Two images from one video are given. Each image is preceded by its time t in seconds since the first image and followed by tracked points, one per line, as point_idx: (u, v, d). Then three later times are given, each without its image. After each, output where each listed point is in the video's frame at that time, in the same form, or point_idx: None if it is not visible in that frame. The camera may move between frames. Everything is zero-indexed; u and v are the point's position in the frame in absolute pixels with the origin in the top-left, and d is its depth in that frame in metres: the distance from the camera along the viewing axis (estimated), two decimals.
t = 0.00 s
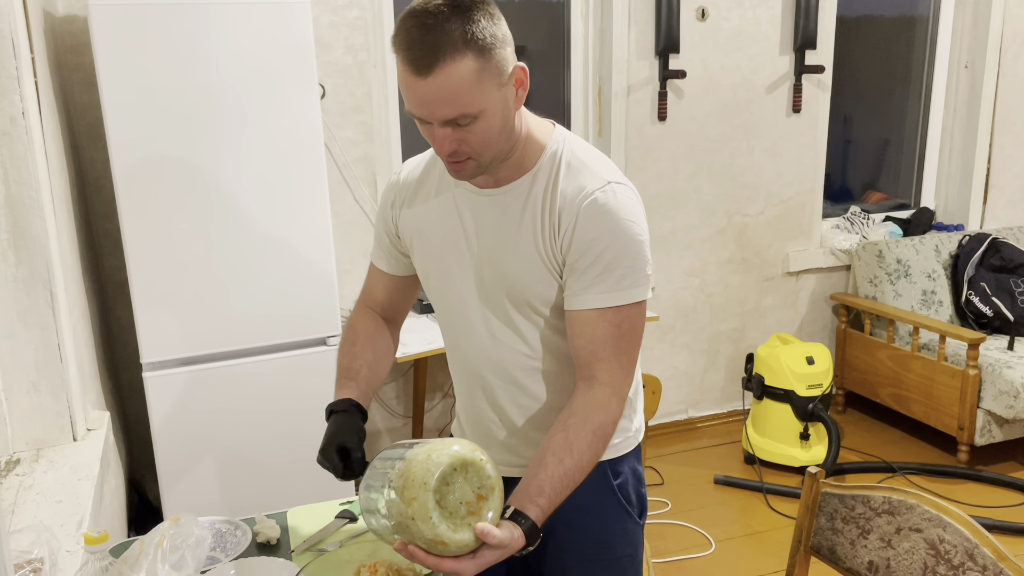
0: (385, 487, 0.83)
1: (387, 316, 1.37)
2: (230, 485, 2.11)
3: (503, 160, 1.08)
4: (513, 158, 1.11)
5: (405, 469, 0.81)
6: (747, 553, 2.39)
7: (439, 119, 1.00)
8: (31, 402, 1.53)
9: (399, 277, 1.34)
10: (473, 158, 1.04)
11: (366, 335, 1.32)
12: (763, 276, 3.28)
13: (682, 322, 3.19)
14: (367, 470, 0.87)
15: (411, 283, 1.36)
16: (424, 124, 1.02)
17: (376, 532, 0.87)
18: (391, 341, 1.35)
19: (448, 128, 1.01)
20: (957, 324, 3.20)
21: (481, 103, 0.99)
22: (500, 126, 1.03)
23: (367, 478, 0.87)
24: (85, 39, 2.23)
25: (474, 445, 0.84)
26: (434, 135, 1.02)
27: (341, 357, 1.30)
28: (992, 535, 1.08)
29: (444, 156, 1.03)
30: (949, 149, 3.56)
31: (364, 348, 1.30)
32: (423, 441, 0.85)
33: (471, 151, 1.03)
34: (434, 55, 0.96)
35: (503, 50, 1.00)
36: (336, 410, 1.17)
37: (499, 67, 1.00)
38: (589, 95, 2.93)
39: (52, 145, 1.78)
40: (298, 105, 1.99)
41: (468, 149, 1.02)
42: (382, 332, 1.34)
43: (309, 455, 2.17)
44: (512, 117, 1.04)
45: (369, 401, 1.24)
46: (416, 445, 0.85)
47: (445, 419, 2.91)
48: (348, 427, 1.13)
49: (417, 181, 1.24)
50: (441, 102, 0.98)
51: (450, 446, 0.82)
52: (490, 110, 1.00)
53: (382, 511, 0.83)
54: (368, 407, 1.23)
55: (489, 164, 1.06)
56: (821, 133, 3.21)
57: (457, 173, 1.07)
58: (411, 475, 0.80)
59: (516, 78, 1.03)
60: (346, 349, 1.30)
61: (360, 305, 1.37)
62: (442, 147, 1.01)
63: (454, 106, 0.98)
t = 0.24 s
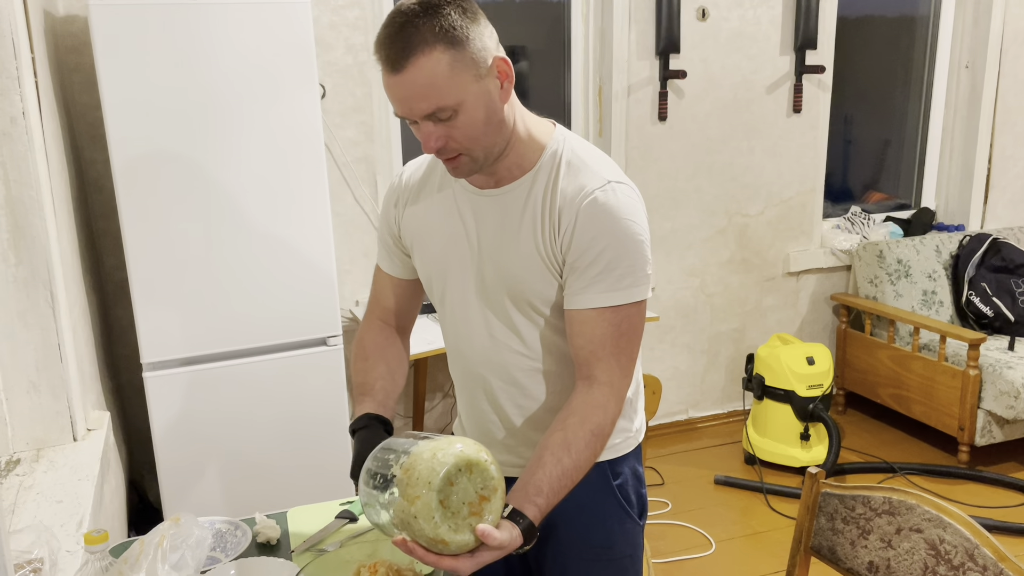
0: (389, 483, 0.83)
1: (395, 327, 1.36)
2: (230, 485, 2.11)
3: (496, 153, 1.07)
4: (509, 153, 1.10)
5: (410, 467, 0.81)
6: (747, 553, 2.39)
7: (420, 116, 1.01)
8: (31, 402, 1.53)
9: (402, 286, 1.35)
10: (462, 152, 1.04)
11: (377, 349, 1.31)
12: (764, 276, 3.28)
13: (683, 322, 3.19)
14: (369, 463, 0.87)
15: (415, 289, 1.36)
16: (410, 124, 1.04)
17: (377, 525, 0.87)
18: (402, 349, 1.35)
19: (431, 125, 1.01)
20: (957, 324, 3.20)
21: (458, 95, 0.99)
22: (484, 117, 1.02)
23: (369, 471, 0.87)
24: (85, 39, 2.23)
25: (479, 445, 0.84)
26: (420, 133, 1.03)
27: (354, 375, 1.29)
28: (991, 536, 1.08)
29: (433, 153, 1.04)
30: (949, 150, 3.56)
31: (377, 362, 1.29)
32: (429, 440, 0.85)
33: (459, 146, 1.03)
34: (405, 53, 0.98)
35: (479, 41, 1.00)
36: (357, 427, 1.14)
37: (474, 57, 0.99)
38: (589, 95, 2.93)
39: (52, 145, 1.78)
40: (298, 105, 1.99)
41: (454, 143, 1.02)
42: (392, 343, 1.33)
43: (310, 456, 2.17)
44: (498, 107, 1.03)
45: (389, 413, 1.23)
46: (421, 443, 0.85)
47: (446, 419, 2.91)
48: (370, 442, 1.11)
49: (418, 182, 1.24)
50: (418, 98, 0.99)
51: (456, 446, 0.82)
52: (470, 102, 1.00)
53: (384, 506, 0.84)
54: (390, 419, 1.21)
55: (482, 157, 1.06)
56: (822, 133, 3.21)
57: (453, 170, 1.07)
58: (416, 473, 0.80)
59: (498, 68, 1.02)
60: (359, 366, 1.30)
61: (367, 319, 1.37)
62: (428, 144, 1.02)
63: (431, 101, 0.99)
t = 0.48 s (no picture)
0: (390, 484, 0.83)
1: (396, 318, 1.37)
2: (230, 485, 2.11)
3: (495, 150, 1.07)
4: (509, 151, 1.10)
5: (411, 467, 0.81)
6: (747, 553, 2.39)
7: (416, 113, 1.01)
8: (32, 402, 1.53)
9: (405, 280, 1.35)
10: (460, 149, 1.04)
11: (376, 340, 1.32)
12: (764, 276, 3.28)
13: (683, 322, 3.19)
14: (370, 465, 0.87)
15: (417, 284, 1.37)
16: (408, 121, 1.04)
17: (377, 527, 0.87)
18: (402, 345, 1.35)
19: (427, 123, 1.02)
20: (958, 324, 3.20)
21: (453, 91, 0.99)
22: (481, 113, 1.02)
23: (370, 474, 0.87)
24: (86, 39, 2.23)
25: (479, 445, 0.84)
26: (418, 130, 1.03)
27: (352, 364, 1.30)
28: (992, 536, 1.08)
29: (431, 151, 1.04)
30: (949, 150, 3.56)
31: (375, 354, 1.30)
32: (429, 440, 0.85)
33: (457, 144, 1.03)
34: (399, 50, 0.98)
35: (474, 37, 1.00)
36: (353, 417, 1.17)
37: (469, 53, 0.99)
38: (589, 95, 2.93)
39: (53, 144, 1.78)
40: (299, 105, 1.99)
41: (451, 140, 1.03)
42: (391, 335, 1.34)
43: (310, 456, 2.17)
44: (495, 103, 1.03)
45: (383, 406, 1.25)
46: (421, 443, 0.85)
47: (446, 419, 2.91)
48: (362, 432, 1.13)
49: (420, 182, 1.24)
50: (414, 95, 1.00)
51: (456, 445, 0.82)
52: (466, 98, 1.00)
53: (385, 506, 0.83)
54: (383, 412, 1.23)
55: (480, 155, 1.06)
56: (822, 133, 3.21)
57: (452, 167, 1.07)
58: (417, 473, 0.80)
59: (495, 65, 1.02)
60: (358, 355, 1.31)
61: (369, 309, 1.37)
62: (425, 141, 1.02)
63: (426, 97, 0.99)
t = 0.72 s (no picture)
0: (393, 488, 0.82)
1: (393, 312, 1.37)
2: (231, 485, 2.11)
3: (501, 148, 1.07)
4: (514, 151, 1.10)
5: (413, 472, 0.81)
6: (748, 553, 2.39)
7: (425, 109, 1.01)
8: (33, 402, 1.53)
9: (403, 276, 1.35)
10: (466, 146, 1.04)
11: (371, 331, 1.32)
12: (764, 276, 3.28)
13: (683, 322, 3.19)
14: (373, 469, 0.87)
15: (415, 280, 1.36)
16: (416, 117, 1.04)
17: (380, 530, 0.87)
18: (397, 337, 1.35)
19: (435, 120, 1.02)
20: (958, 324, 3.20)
21: (461, 88, 0.99)
22: (489, 111, 1.02)
23: (373, 478, 0.87)
24: (86, 39, 2.24)
25: (482, 448, 0.84)
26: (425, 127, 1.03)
27: (346, 353, 1.31)
28: (992, 536, 1.08)
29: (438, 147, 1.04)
30: (950, 150, 3.56)
31: (368, 345, 1.31)
32: (431, 444, 0.85)
33: (464, 141, 1.03)
34: (410, 46, 0.99)
35: (484, 35, 1.00)
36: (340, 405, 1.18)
37: (479, 51, 0.99)
38: (590, 96, 2.93)
39: (53, 144, 1.78)
40: (300, 104, 1.99)
41: (458, 137, 1.03)
42: (387, 327, 1.34)
43: (311, 455, 2.17)
44: (503, 101, 1.04)
45: (372, 396, 1.25)
46: (424, 447, 0.84)
47: (446, 420, 2.91)
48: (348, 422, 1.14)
49: (424, 179, 1.24)
50: (423, 91, 1.00)
51: (458, 449, 0.82)
52: (474, 95, 1.00)
53: (388, 510, 0.83)
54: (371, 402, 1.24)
55: (487, 152, 1.06)
56: (822, 133, 3.21)
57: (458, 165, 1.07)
58: (419, 478, 0.80)
59: (504, 64, 1.02)
60: (351, 345, 1.31)
61: (367, 300, 1.38)
62: (432, 137, 1.02)
63: (434, 93, 0.99)
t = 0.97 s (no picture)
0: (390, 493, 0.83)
1: (393, 300, 1.37)
2: (231, 485, 2.11)
3: (509, 146, 1.07)
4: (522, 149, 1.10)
5: (408, 475, 0.81)
6: (748, 553, 2.39)
7: (436, 103, 1.01)
8: (33, 403, 1.53)
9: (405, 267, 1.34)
10: (475, 142, 1.04)
11: (368, 316, 1.32)
12: (765, 276, 3.28)
13: (683, 322, 3.19)
14: (369, 478, 0.87)
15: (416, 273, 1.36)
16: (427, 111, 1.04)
17: (378, 537, 0.87)
18: (393, 326, 1.35)
19: (445, 114, 1.02)
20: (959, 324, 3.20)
21: (474, 84, 0.99)
22: (499, 108, 1.02)
23: (370, 487, 0.87)
24: (87, 39, 2.24)
25: (477, 450, 0.84)
26: (435, 121, 1.03)
27: (340, 336, 1.31)
28: (993, 536, 1.08)
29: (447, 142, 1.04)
30: (950, 150, 3.55)
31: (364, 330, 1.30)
32: (427, 447, 0.85)
33: (473, 137, 1.03)
34: (425, 39, 0.98)
35: (499, 32, 1.00)
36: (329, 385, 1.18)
37: (495, 47, 1.00)
38: (590, 96, 2.92)
39: (53, 144, 1.78)
40: (301, 103, 1.99)
41: (468, 133, 1.03)
42: (384, 316, 1.34)
43: (311, 456, 2.17)
44: (514, 99, 1.04)
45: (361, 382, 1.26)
46: (419, 451, 0.85)
47: (446, 420, 2.91)
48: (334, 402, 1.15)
49: (429, 174, 1.24)
50: (435, 85, 1.00)
51: (454, 451, 0.82)
52: (486, 92, 1.00)
53: (385, 516, 0.83)
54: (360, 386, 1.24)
55: (494, 149, 1.06)
56: (823, 133, 3.21)
57: (465, 160, 1.07)
58: (415, 480, 0.80)
59: (517, 61, 1.03)
60: (347, 329, 1.31)
61: (367, 287, 1.37)
62: (442, 131, 1.02)
63: (447, 88, 0.99)
